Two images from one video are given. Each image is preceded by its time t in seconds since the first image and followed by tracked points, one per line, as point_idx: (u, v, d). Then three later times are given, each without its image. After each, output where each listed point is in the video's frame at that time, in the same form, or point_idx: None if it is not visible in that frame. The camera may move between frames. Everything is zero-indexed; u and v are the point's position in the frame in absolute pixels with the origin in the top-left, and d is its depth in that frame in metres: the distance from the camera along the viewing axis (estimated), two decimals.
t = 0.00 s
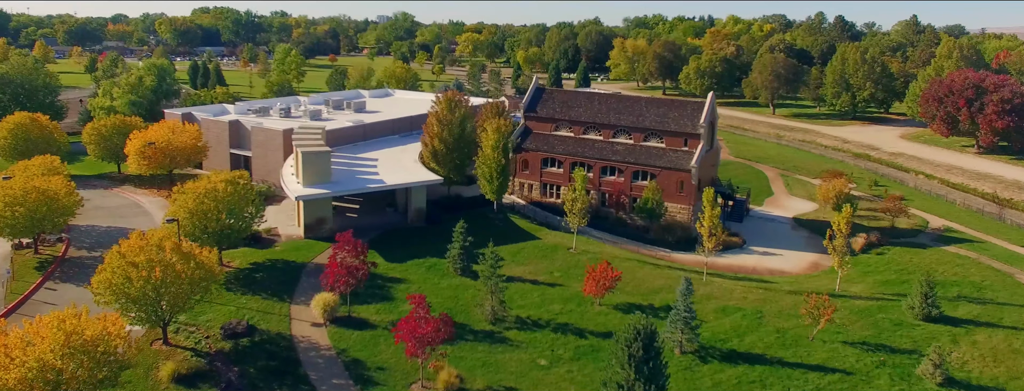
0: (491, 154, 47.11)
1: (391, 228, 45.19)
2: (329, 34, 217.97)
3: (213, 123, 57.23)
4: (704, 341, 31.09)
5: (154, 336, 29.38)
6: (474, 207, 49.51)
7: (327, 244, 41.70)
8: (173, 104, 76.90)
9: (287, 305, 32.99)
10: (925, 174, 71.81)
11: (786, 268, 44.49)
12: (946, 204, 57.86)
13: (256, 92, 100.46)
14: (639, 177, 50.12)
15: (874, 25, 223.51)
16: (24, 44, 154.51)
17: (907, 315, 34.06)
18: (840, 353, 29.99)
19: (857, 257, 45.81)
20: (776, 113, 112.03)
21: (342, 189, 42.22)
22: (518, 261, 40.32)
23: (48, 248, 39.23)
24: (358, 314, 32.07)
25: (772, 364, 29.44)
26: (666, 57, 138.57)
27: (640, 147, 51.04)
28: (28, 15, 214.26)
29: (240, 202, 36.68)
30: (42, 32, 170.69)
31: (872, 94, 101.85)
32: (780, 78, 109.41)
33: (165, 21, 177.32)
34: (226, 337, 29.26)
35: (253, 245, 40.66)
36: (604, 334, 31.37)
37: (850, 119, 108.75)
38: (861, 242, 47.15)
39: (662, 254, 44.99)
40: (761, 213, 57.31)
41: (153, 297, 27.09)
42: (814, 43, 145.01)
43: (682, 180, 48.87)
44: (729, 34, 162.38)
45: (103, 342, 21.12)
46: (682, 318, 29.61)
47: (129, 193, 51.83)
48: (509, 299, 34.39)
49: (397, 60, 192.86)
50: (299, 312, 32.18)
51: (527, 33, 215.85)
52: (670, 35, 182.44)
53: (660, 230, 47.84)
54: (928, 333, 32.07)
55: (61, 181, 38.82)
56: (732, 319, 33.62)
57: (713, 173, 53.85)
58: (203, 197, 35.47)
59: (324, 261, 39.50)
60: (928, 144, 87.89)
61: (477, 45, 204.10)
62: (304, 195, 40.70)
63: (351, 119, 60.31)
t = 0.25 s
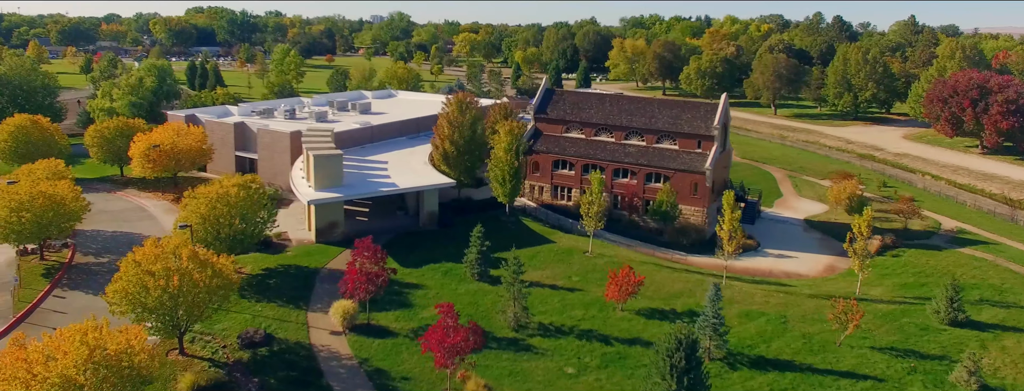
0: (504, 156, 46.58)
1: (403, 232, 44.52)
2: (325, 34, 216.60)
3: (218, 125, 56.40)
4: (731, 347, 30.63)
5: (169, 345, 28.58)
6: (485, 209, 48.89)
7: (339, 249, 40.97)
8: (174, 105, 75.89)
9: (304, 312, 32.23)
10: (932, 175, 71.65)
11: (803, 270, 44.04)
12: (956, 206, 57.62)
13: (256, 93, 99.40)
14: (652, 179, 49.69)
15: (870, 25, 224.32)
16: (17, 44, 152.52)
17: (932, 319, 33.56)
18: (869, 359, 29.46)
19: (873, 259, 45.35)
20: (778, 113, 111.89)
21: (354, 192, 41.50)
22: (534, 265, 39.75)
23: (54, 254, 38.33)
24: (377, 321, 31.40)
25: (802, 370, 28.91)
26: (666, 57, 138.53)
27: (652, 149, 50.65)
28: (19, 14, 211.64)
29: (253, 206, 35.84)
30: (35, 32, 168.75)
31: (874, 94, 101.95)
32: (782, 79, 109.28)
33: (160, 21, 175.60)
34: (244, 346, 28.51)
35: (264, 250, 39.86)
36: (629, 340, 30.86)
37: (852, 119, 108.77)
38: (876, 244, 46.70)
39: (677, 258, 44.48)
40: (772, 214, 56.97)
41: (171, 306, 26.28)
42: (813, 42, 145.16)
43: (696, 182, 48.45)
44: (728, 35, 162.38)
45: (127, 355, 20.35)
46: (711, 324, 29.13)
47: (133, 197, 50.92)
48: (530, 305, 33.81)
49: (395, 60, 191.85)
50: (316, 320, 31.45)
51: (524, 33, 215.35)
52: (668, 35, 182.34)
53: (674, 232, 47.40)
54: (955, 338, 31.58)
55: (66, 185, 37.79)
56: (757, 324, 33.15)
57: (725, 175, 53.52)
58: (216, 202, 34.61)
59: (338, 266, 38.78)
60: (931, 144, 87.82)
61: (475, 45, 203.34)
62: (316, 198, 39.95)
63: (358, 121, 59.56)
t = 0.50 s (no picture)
0: (516, 158, 46.00)
1: (414, 236, 43.82)
2: (319, 34, 214.84)
3: (221, 127, 55.44)
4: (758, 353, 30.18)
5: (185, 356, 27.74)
6: (496, 212, 48.26)
7: (351, 254, 40.18)
8: (172, 107, 74.72)
9: (320, 320, 31.44)
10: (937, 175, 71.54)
11: (819, 274, 43.60)
12: (965, 207, 57.46)
13: (254, 93, 98.17)
14: (664, 181, 49.20)
15: (863, 25, 225.33)
16: (7, 44, 150.33)
17: (957, 324, 33.19)
18: (899, 365, 29.01)
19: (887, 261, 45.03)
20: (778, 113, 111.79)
21: (367, 196, 40.74)
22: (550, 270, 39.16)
23: (59, 260, 37.34)
24: (397, 329, 30.72)
25: (832, 377, 28.46)
26: (664, 57, 138.56)
27: (664, 151, 50.22)
28: (8, 13, 208.73)
29: (265, 211, 34.83)
30: (25, 31, 166.59)
31: (875, 94, 102.02)
32: (782, 79, 109.22)
33: (153, 21, 173.71)
34: (262, 357, 27.72)
35: (275, 256, 39.03)
36: (654, 347, 30.37)
37: (852, 119, 108.87)
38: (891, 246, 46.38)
39: (693, 261, 43.98)
40: (782, 216, 56.66)
41: (189, 317, 25.38)
42: (811, 42, 145.37)
43: (709, 184, 48.01)
44: (725, 35, 162.45)
45: (152, 371, 19.54)
46: (739, 330, 28.66)
47: (136, 201, 49.94)
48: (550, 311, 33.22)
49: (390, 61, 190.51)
50: (334, 328, 30.70)
51: (520, 33, 214.81)
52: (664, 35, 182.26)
53: (688, 235, 46.96)
54: (982, 343, 31.24)
55: (71, 189, 36.66)
56: (781, 329, 32.66)
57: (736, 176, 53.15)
58: (228, 207, 33.66)
59: (351, 272, 38.01)
60: (933, 144, 87.87)
61: (471, 45, 202.53)
62: (328, 203, 39.17)
63: (363, 122, 58.75)
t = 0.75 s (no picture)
0: (527, 161, 45.43)
1: (425, 240, 43.11)
2: (312, 34, 213.10)
3: (223, 129, 54.47)
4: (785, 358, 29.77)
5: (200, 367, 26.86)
6: (506, 216, 47.65)
7: (362, 259, 39.36)
8: (170, 108, 73.43)
9: (337, 328, 30.70)
10: (940, 175, 71.45)
11: (834, 276, 43.18)
12: (973, 207, 57.31)
13: (251, 94, 96.87)
14: (676, 183, 48.77)
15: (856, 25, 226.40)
16: None
17: (981, 327, 32.82)
18: (928, 370, 28.60)
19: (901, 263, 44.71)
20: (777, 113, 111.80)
21: (378, 200, 39.95)
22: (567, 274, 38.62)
23: (63, 267, 36.31)
24: (417, 337, 30.02)
25: (863, 383, 28.09)
26: (662, 57, 138.65)
27: (675, 153, 49.83)
28: None
29: (277, 217, 33.91)
30: (14, 31, 164.10)
31: (874, 94, 102.17)
32: (781, 79, 109.23)
33: (144, 21, 171.63)
34: (281, 368, 26.92)
35: (285, 262, 38.19)
36: (680, 353, 29.91)
37: (850, 119, 109.06)
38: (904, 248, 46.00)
39: (707, 263, 43.53)
40: (791, 217, 56.30)
41: (208, 327, 24.47)
42: (807, 43, 145.74)
43: (722, 186, 47.58)
44: (721, 35, 162.66)
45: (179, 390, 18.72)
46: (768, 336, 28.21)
47: (137, 205, 48.85)
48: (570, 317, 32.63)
49: (385, 61, 189.28)
50: (352, 337, 29.97)
51: (515, 33, 214.21)
52: (660, 35, 182.23)
53: (701, 237, 46.43)
54: (1008, 346, 30.89)
55: (75, 194, 35.63)
56: (805, 334, 32.18)
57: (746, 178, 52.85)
58: (239, 213, 32.71)
59: (364, 277, 37.24)
60: (933, 144, 88.02)
61: (465, 45, 201.69)
62: (339, 207, 38.34)
63: (368, 124, 57.91)
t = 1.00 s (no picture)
0: (539, 163, 44.86)
1: (436, 245, 42.41)
2: (304, 33, 211.08)
3: (225, 131, 53.45)
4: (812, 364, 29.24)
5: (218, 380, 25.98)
6: (516, 219, 47.02)
7: (374, 264, 38.56)
8: (166, 109, 72.05)
9: (355, 337, 29.90)
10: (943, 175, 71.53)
11: (849, 278, 42.84)
12: (980, 207, 57.26)
13: (247, 95, 95.47)
14: (688, 185, 48.39)
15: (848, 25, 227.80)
16: None
17: (1004, 331, 32.45)
18: (958, 376, 28.17)
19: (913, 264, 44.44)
20: (775, 113, 111.89)
21: (390, 204, 39.20)
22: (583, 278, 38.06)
23: (66, 275, 35.22)
24: (438, 345, 29.29)
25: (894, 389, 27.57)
26: (658, 57, 138.80)
27: (685, 154, 49.47)
28: None
29: (290, 222, 32.98)
30: None
31: (872, 94, 102.42)
32: (779, 79, 109.31)
33: (134, 20, 169.21)
34: (301, 379, 26.09)
35: (296, 268, 37.35)
36: (706, 360, 29.39)
37: (848, 119, 109.32)
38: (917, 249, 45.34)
39: (722, 266, 43.12)
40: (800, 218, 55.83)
41: (228, 340, 23.58)
42: (802, 43, 146.20)
43: (734, 188, 47.22)
44: (716, 35, 162.89)
45: None
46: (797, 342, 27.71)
47: (138, 209, 47.76)
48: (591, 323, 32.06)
49: (379, 61, 187.91)
50: (371, 346, 29.17)
51: (509, 33, 213.59)
52: (655, 34, 182.21)
53: (714, 240, 45.91)
54: None
55: (80, 200, 34.56)
56: (830, 338, 31.67)
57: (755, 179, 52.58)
58: (252, 219, 31.80)
59: (378, 283, 36.46)
60: (932, 144, 88.29)
61: (459, 45, 200.78)
62: (351, 211, 37.55)
63: (372, 125, 57.07)
